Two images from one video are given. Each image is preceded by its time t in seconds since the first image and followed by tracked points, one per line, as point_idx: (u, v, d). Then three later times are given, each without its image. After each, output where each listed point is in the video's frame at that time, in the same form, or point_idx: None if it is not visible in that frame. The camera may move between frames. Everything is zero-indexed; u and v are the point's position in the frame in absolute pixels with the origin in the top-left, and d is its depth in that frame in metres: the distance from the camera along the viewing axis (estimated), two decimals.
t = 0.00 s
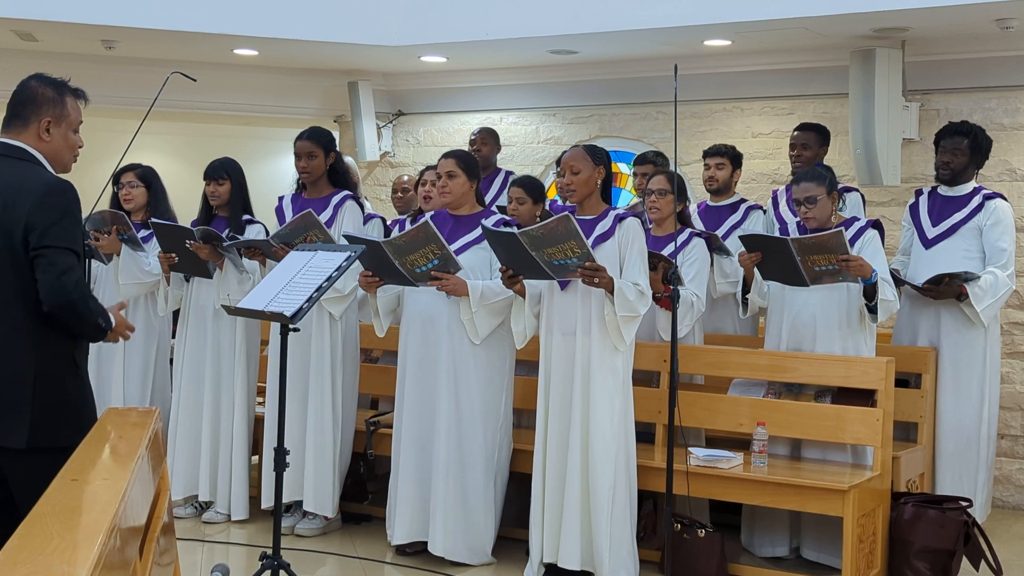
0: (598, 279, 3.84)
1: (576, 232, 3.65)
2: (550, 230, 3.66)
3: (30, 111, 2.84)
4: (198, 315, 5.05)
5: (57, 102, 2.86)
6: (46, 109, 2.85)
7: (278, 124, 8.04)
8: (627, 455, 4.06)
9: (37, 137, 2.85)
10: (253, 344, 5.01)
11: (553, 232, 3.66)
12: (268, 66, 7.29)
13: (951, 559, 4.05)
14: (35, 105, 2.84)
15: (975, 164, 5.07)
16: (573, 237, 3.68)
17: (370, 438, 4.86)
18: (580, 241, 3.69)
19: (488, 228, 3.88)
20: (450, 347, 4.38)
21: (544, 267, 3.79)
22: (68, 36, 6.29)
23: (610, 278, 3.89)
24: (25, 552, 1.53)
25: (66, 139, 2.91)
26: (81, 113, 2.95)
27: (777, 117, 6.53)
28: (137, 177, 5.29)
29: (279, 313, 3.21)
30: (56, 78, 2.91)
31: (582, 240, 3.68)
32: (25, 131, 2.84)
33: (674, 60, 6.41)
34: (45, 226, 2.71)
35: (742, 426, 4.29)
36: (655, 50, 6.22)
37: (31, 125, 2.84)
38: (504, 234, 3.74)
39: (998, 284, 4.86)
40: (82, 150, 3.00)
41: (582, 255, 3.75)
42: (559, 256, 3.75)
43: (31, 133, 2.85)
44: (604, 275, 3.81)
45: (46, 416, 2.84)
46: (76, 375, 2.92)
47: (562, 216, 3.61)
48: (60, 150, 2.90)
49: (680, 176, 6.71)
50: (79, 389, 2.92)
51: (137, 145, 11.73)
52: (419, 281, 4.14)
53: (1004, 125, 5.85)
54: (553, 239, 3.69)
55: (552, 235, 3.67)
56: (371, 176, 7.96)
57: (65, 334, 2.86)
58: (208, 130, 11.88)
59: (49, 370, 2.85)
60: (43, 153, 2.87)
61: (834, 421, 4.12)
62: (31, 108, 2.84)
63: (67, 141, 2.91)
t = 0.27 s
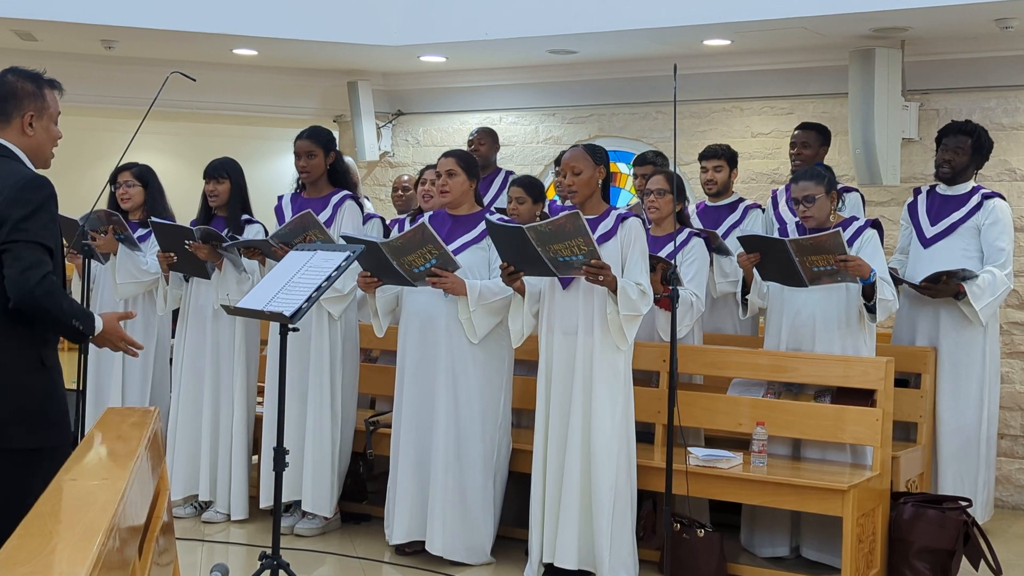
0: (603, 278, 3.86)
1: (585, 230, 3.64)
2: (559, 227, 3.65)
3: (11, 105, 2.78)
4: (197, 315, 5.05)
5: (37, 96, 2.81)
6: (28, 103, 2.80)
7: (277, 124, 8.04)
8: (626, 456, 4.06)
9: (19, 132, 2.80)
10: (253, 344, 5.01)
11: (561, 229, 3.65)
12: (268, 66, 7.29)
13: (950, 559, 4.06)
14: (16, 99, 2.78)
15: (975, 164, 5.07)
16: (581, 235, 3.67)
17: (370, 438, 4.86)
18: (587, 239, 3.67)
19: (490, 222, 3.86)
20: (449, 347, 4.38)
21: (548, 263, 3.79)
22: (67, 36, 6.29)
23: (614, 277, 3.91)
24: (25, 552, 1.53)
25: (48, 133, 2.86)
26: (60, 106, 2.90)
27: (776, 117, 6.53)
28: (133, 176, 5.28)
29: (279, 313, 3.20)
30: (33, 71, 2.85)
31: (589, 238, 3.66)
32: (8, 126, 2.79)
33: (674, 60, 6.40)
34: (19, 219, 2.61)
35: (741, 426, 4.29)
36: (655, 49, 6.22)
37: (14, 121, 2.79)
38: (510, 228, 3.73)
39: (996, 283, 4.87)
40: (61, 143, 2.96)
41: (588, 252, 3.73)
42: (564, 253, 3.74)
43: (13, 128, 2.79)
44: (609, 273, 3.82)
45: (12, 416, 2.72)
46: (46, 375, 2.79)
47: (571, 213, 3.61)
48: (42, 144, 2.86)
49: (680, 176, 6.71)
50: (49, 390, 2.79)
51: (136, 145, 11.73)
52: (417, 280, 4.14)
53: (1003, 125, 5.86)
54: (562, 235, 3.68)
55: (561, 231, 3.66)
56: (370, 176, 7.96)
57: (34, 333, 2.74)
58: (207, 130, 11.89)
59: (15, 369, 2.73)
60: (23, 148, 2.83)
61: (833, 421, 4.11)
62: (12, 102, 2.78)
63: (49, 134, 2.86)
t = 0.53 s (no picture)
0: (608, 277, 3.86)
1: (594, 228, 3.65)
2: (567, 225, 3.65)
3: (3, 101, 2.77)
4: (197, 315, 5.05)
5: (27, 90, 2.80)
6: (20, 98, 2.79)
7: (277, 123, 8.04)
8: (627, 455, 4.06)
9: (13, 127, 2.79)
10: (253, 344, 5.01)
11: (569, 227, 3.65)
12: (268, 66, 7.28)
13: (950, 559, 4.05)
14: (7, 94, 2.77)
15: (973, 164, 5.07)
16: (589, 231, 3.68)
17: (370, 439, 4.86)
18: (594, 236, 3.68)
19: (493, 219, 3.86)
20: (449, 347, 4.38)
21: (553, 262, 3.78)
22: (67, 36, 6.29)
23: (618, 276, 3.90)
24: (27, 552, 1.53)
25: (36, 125, 2.86)
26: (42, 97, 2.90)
27: (776, 117, 6.53)
28: (132, 175, 5.30)
29: (279, 313, 3.20)
30: (13, 64, 2.83)
31: (598, 237, 3.68)
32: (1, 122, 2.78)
33: (674, 60, 6.40)
34: (21, 220, 2.67)
35: (741, 426, 4.28)
36: (655, 49, 6.22)
37: (8, 116, 2.78)
38: (516, 227, 3.73)
39: (995, 283, 4.86)
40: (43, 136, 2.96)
41: (594, 250, 3.74)
42: (572, 251, 3.75)
43: (7, 123, 2.78)
44: (614, 271, 3.82)
45: (8, 415, 2.76)
46: (39, 374, 2.83)
47: (580, 211, 3.61)
48: (31, 137, 2.85)
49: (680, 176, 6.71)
50: (41, 389, 2.83)
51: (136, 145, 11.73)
52: (418, 282, 4.13)
53: (1003, 125, 5.86)
54: (570, 233, 3.68)
55: (568, 229, 3.66)
56: (370, 175, 7.96)
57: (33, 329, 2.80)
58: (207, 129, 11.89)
59: (12, 368, 2.77)
60: (14, 142, 2.82)
61: (833, 420, 4.11)
62: (5, 99, 2.77)
63: (38, 127, 2.86)
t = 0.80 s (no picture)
0: (613, 276, 3.85)
1: (600, 228, 3.64)
2: (574, 225, 3.64)
3: (15, 113, 2.66)
4: (197, 316, 5.05)
5: (37, 100, 2.70)
6: (31, 108, 2.69)
7: (277, 124, 8.04)
8: (627, 455, 4.06)
9: (26, 139, 2.69)
10: (253, 344, 5.01)
11: (576, 227, 3.65)
12: (269, 66, 7.29)
13: (950, 559, 4.06)
14: (19, 106, 2.66)
15: (971, 164, 5.07)
16: (595, 232, 3.67)
17: (370, 439, 4.86)
18: (601, 236, 3.67)
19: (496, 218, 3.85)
20: (450, 348, 4.38)
21: (558, 261, 3.78)
22: (67, 36, 6.29)
23: (622, 276, 3.91)
24: (27, 552, 1.53)
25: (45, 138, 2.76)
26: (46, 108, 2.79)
27: (776, 117, 6.53)
28: (130, 176, 5.29)
29: (279, 313, 3.20)
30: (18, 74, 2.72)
31: (604, 236, 3.67)
32: (13, 134, 2.67)
33: (674, 60, 6.40)
34: (49, 228, 2.56)
35: (742, 426, 4.28)
36: (655, 49, 6.22)
37: (20, 128, 2.67)
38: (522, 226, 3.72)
39: (997, 284, 4.86)
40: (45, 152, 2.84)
41: (600, 250, 3.73)
42: (578, 251, 3.74)
43: (20, 135, 2.68)
44: (619, 271, 3.82)
45: (20, 430, 2.64)
46: (49, 387, 2.71)
47: (587, 211, 3.60)
48: (41, 150, 2.75)
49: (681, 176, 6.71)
50: (51, 402, 2.71)
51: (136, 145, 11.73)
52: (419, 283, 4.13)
53: (1003, 125, 5.86)
54: (576, 233, 3.67)
55: (575, 229, 3.66)
56: (371, 175, 7.96)
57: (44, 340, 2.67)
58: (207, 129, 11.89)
59: (24, 381, 2.64)
60: (27, 155, 2.71)
61: (833, 420, 4.11)
62: (17, 109, 2.66)
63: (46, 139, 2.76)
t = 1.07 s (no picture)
0: (612, 276, 3.85)
1: (598, 226, 3.64)
2: (573, 223, 3.65)
3: (33, 126, 2.70)
4: (197, 316, 5.05)
5: (54, 116, 2.74)
6: (48, 123, 2.72)
7: (277, 124, 8.04)
8: (627, 455, 4.06)
9: (40, 154, 2.73)
10: (253, 344, 5.01)
11: (574, 225, 3.65)
12: (269, 66, 7.29)
13: (950, 559, 4.06)
14: (37, 120, 2.70)
15: (972, 162, 5.07)
16: (593, 231, 3.67)
17: (370, 439, 4.86)
18: (599, 235, 3.68)
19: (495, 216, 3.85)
20: (450, 348, 4.38)
21: (557, 260, 3.78)
22: (67, 36, 6.29)
23: (622, 276, 3.90)
24: (27, 552, 1.53)
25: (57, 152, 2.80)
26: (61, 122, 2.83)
27: (776, 117, 6.53)
28: (133, 174, 5.31)
29: (279, 313, 3.20)
30: (39, 90, 2.75)
31: (603, 235, 3.68)
32: (30, 147, 2.70)
33: (675, 60, 6.40)
34: (81, 237, 2.61)
35: (742, 426, 4.29)
36: (655, 49, 6.22)
37: (37, 142, 2.71)
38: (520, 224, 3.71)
39: (998, 283, 4.85)
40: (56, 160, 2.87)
41: (599, 249, 3.75)
42: (576, 250, 3.75)
43: (35, 149, 2.71)
44: (618, 272, 3.82)
45: (40, 435, 2.66)
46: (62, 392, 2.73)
47: (586, 209, 3.61)
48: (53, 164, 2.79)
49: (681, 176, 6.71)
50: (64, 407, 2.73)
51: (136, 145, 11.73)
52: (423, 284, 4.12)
53: (1003, 125, 5.86)
54: (574, 232, 3.68)
55: (573, 227, 3.66)
56: (371, 175, 7.96)
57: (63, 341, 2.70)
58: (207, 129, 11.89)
59: (45, 387, 2.66)
60: (39, 168, 2.74)
61: (833, 420, 4.11)
62: (35, 124, 2.70)
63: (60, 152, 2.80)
